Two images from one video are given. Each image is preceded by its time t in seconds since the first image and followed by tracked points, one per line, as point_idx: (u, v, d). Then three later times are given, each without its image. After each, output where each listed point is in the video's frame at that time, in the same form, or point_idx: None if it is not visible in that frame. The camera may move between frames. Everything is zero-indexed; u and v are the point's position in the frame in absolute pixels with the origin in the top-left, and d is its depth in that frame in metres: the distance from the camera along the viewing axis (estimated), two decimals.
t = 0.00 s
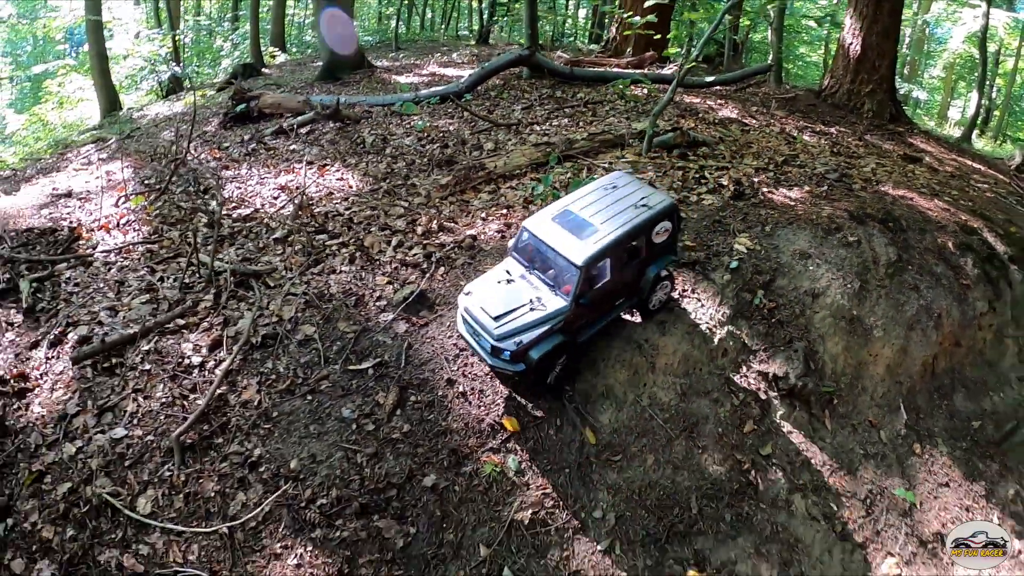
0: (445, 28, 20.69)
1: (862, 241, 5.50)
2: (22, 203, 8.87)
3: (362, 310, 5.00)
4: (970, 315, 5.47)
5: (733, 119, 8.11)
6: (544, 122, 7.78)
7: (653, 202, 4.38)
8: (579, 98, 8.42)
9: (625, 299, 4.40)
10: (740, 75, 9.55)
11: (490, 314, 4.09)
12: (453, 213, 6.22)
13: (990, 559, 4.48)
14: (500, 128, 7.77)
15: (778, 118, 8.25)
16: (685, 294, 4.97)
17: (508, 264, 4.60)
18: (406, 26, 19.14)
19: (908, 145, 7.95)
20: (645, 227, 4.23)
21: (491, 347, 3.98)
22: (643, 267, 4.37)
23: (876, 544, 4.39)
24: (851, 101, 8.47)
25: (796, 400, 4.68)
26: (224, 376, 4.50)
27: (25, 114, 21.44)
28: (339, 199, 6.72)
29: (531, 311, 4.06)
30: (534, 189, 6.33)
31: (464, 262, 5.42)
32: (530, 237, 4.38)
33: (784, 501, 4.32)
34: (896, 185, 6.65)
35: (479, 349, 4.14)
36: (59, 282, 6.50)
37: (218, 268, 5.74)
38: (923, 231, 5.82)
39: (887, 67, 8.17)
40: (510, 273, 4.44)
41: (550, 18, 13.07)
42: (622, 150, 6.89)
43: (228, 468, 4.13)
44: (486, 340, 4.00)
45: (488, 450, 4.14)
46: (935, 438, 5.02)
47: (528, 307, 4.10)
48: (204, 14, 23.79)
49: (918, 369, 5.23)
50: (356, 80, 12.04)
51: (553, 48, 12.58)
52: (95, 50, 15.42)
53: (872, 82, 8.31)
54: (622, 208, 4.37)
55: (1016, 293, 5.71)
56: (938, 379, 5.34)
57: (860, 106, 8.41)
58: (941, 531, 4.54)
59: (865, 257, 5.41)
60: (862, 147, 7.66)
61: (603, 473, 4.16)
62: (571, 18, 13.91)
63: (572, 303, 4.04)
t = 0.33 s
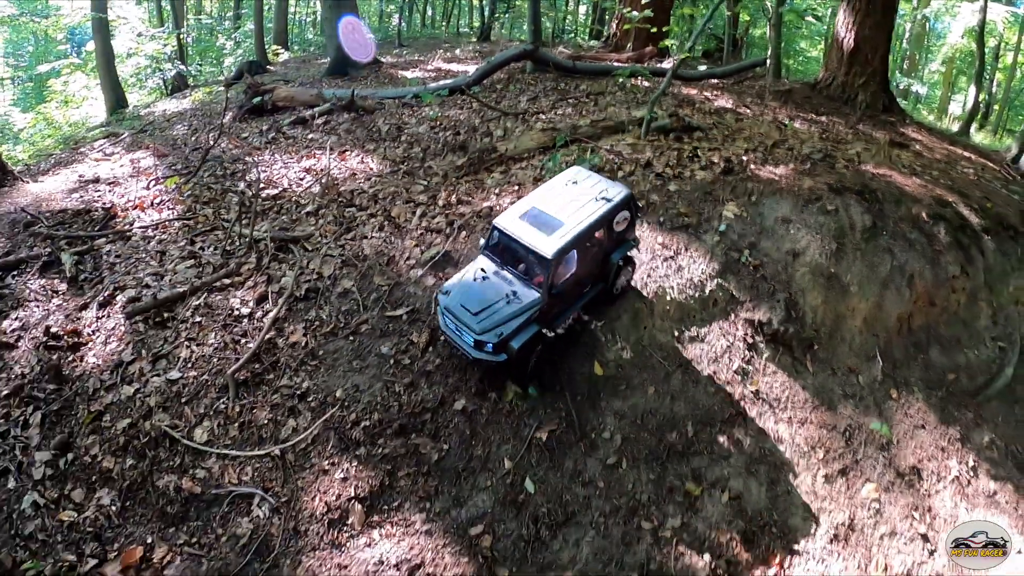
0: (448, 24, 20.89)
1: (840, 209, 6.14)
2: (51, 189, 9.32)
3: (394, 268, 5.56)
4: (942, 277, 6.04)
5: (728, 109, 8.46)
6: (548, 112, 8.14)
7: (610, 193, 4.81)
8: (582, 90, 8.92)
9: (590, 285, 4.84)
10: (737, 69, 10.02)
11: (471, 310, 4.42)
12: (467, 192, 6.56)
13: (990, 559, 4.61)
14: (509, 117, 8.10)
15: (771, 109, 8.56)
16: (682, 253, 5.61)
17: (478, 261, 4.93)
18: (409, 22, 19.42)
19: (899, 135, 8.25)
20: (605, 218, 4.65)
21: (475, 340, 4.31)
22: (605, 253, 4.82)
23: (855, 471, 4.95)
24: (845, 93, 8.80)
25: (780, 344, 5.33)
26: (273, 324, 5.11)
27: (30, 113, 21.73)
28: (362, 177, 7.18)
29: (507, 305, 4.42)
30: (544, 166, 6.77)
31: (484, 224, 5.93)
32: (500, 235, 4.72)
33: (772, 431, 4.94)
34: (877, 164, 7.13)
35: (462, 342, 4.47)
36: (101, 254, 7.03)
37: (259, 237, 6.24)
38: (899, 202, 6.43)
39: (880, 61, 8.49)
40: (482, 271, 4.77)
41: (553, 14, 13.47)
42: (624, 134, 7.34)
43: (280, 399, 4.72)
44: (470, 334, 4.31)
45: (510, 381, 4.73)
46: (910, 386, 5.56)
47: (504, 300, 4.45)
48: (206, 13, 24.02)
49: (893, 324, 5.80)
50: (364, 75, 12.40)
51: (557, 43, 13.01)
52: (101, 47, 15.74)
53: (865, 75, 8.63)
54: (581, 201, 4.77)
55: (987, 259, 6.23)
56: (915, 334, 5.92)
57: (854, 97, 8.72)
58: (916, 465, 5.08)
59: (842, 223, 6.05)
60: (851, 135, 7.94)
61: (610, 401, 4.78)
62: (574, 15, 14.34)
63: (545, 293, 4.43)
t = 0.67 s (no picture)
0: (450, 18, 21.24)
1: (827, 187, 6.63)
2: (72, 176, 9.57)
3: (415, 241, 5.99)
4: (924, 250, 6.57)
5: (726, 98, 8.79)
6: (553, 101, 8.59)
7: (593, 208, 4.89)
8: (585, 80, 9.37)
9: (568, 295, 4.95)
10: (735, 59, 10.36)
11: (450, 315, 4.54)
12: (480, 172, 6.97)
13: (990, 558, 4.99)
14: (516, 106, 8.55)
15: (769, 97, 8.95)
16: (680, 224, 6.06)
17: (457, 265, 5.01)
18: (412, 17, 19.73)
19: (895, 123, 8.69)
20: (587, 232, 4.75)
21: (455, 347, 4.45)
22: (584, 265, 4.91)
23: (841, 423, 5.53)
24: (842, 82, 9.21)
25: (769, 308, 5.88)
26: (304, 290, 5.56)
27: (31, 109, 21.86)
28: (377, 161, 7.58)
29: (487, 313, 4.55)
30: (550, 150, 7.17)
31: (497, 202, 6.37)
32: (483, 243, 4.81)
33: (762, 384, 5.43)
34: (866, 147, 7.61)
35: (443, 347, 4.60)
36: (131, 235, 7.40)
37: (286, 215, 6.61)
38: (883, 181, 6.91)
39: (876, 51, 8.91)
40: (461, 276, 4.86)
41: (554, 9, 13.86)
42: (625, 120, 7.77)
43: (314, 354, 5.19)
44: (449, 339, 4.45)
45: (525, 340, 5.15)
46: (895, 350, 6.22)
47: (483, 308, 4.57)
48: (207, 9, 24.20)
49: (877, 293, 6.38)
50: (370, 67, 12.72)
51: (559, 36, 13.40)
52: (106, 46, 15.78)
53: (862, 65, 9.06)
54: (562, 216, 4.83)
55: (970, 236, 6.76)
56: (900, 304, 6.51)
57: (851, 87, 9.15)
58: (900, 421, 5.73)
59: (828, 199, 6.53)
60: (845, 122, 8.42)
61: (612, 358, 5.20)
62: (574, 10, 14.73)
63: (524, 304, 4.54)
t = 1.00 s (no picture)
0: (452, 15, 21.74)
1: (810, 160, 7.21)
2: (96, 162, 9.71)
3: (432, 210, 6.57)
4: (904, 219, 7.14)
5: (721, 84, 9.37)
6: (556, 88, 9.15)
7: (561, 198, 5.25)
8: (585, 69, 9.95)
9: (531, 277, 5.35)
10: (727, 50, 10.96)
11: (416, 285, 5.04)
12: (489, 151, 7.54)
13: (990, 558, 5.21)
14: (520, 93, 9.12)
15: (763, 83, 9.55)
16: (672, 195, 6.66)
17: (433, 242, 5.49)
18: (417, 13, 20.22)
19: (888, 107, 9.29)
20: (551, 220, 5.12)
21: (417, 313, 4.92)
22: (548, 250, 5.29)
23: (821, 372, 6.13)
24: (840, 69, 9.88)
25: (755, 269, 6.50)
26: (331, 254, 6.21)
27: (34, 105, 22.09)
28: (391, 143, 8.11)
29: (450, 285, 5.00)
30: (553, 132, 7.74)
31: (506, 176, 6.95)
32: (456, 222, 5.26)
33: (747, 336, 6.08)
34: (851, 127, 8.20)
35: (409, 313, 5.08)
36: (160, 214, 7.81)
37: (309, 191, 7.16)
38: (866, 157, 7.49)
39: (872, 37, 9.55)
40: (434, 252, 5.36)
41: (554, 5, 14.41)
42: (622, 104, 8.34)
43: (342, 308, 5.87)
44: (414, 306, 4.94)
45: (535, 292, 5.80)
46: (875, 311, 6.77)
47: (448, 281, 5.04)
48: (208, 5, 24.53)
49: (857, 258, 6.94)
50: (376, 58, 13.20)
51: (560, 28, 13.91)
52: (109, 42, 15.53)
53: (857, 52, 9.71)
54: (530, 204, 5.23)
55: (949, 208, 7.31)
56: (882, 269, 7.05)
57: (847, 74, 9.81)
58: (878, 373, 6.30)
59: (811, 172, 7.12)
60: (837, 106, 9.03)
61: (613, 310, 5.82)
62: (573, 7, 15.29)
63: (483, 280, 4.97)
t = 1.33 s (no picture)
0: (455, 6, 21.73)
1: (826, 149, 7.46)
2: (117, 153, 9.25)
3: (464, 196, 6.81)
4: (917, 207, 7.39)
5: (734, 74, 9.58)
6: (573, 79, 9.31)
7: (571, 202, 5.34)
8: (600, 60, 10.11)
9: (538, 278, 5.50)
10: (737, 41, 11.17)
11: (424, 285, 5.21)
12: (513, 138, 7.73)
13: (990, 558, 5.20)
14: (537, 83, 9.28)
15: (775, 74, 9.78)
16: (696, 181, 6.90)
17: (443, 240, 5.64)
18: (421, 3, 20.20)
19: (897, 98, 9.55)
20: (560, 223, 5.23)
21: (425, 312, 5.09)
22: (556, 252, 5.42)
23: (840, 350, 6.38)
24: (848, 60, 10.14)
25: (775, 253, 6.78)
26: (369, 237, 6.46)
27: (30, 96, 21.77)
28: (415, 131, 8.27)
29: (458, 285, 5.15)
30: (576, 121, 7.92)
31: (534, 164, 7.16)
32: (465, 222, 5.38)
33: (770, 315, 6.35)
34: (864, 118, 8.47)
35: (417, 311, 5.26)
36: (188, 201, 7.76)
37: (340, 177, 7.35)
38: (879, 146, 7.73)
39: (881, 29, 9.80)
40: (443, 249, 5.51)
41: None
42: (640, 94, 8.52)
43: (383, 289, 6.13)
44: (421, 304, 5.11)
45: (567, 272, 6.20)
46: (889, 294, 7.04)
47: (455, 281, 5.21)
48: None
49: (873, 242, 7.19)
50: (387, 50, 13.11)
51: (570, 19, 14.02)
52: (118, 33, 15.05)
53: (866, 43, 9.96)
54: (540, 206, 5.32)
55: (960, 196, 7.56)
56: (895, 254, 7.31)
57: (856, 65, 10.06)
58: (894, 352, 6.56)
59: (827, 160, 7.36)
60: (848, 97, 9.27)
61: (643, 291, 6.15)
62: None
63: (491, 281, 5.11)
